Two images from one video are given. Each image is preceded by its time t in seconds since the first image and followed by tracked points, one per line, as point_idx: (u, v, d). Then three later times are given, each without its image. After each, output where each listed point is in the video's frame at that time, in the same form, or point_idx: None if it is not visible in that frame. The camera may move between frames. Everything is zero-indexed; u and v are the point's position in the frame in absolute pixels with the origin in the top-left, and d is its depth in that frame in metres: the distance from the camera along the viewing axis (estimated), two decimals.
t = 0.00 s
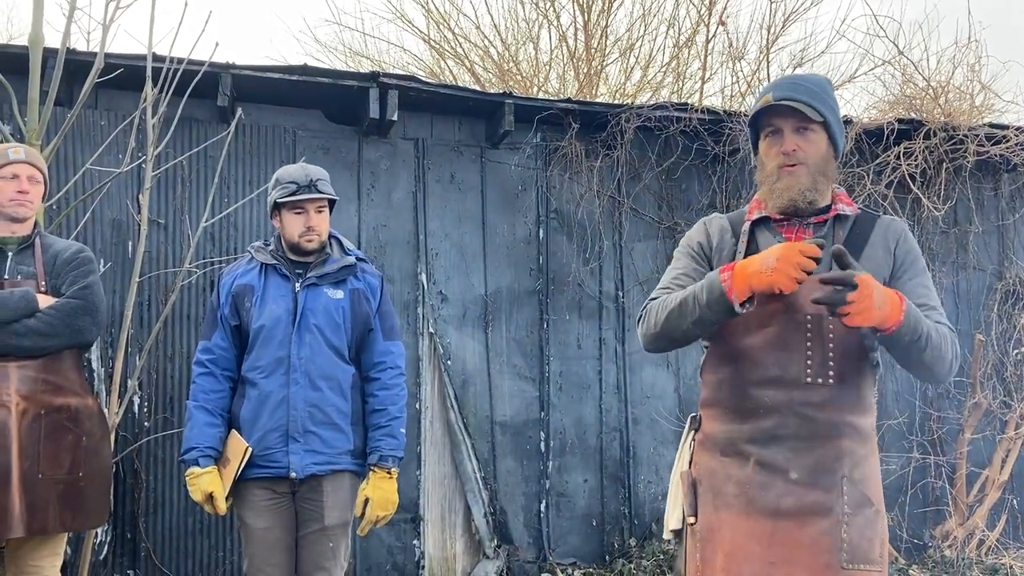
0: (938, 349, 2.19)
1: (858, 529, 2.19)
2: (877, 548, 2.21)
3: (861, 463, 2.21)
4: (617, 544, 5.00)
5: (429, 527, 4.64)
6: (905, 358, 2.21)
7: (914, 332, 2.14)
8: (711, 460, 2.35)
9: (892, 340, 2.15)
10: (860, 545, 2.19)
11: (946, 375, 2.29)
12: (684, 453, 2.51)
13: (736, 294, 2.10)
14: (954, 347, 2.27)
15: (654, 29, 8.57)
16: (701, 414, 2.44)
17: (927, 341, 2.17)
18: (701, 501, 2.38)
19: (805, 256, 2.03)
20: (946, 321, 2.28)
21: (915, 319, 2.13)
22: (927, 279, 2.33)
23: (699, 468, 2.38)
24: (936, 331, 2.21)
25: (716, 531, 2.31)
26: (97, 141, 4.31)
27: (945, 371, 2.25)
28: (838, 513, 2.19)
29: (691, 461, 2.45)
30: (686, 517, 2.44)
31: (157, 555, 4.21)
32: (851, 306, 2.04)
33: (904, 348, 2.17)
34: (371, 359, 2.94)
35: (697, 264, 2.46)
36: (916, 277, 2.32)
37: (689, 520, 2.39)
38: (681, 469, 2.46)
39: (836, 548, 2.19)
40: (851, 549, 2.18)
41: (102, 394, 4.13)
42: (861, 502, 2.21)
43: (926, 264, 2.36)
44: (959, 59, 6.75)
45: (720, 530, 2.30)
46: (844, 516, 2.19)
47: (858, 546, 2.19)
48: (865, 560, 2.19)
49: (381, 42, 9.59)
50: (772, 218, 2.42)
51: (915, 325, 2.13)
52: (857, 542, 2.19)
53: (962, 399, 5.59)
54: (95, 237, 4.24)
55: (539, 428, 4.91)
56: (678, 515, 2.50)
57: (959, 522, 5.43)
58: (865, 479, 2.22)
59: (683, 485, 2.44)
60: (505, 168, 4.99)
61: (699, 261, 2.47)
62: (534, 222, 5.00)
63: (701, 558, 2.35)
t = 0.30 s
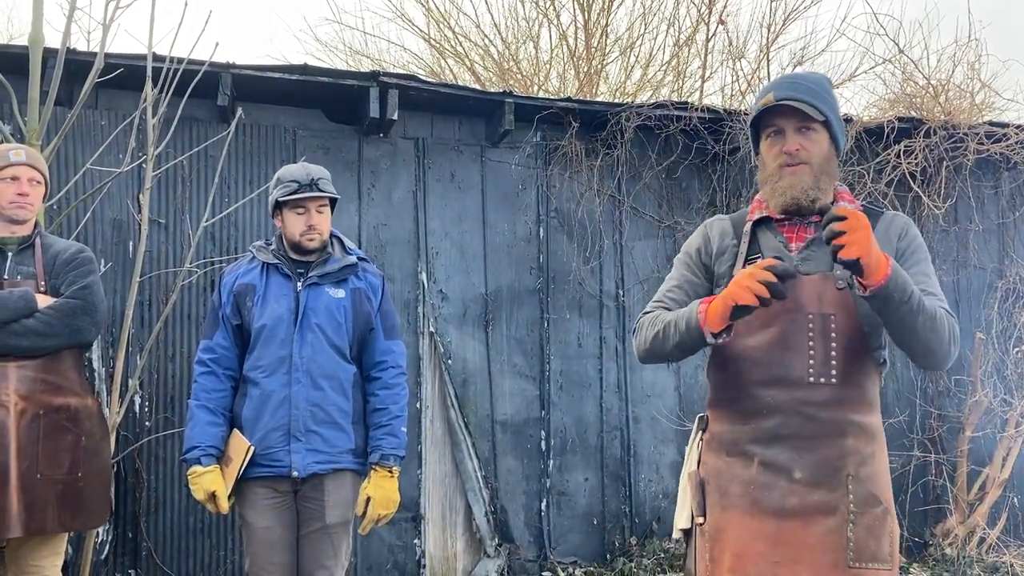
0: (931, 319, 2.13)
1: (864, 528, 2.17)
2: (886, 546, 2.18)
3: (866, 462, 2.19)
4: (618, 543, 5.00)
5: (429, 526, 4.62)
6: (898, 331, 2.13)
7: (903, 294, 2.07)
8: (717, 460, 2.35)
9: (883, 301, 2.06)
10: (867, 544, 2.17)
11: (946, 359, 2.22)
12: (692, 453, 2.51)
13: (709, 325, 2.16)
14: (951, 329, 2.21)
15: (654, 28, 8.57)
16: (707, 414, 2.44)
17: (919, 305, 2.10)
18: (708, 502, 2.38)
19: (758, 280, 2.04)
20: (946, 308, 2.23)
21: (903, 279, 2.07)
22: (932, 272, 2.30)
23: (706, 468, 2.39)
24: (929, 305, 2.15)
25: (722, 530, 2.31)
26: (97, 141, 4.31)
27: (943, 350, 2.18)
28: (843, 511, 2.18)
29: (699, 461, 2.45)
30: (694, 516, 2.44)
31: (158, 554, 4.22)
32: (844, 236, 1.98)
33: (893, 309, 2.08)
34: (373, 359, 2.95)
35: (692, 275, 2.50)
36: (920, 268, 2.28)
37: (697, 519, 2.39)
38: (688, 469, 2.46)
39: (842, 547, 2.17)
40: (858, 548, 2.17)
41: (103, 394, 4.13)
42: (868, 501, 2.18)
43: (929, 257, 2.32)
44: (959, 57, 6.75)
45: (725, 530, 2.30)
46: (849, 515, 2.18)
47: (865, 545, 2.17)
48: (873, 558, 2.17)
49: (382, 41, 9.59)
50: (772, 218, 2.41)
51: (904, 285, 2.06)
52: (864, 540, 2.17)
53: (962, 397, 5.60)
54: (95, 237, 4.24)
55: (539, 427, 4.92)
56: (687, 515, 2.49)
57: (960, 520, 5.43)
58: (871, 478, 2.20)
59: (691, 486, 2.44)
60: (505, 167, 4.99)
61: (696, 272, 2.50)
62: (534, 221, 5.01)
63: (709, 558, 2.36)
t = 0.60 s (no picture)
0: (931, 318, 2.10)
1: (865, 525, 2.17)
2: (889, 543, 2.17)
3: (867, 459, 2.19)
4: (617, 541, 5.01)
5: (429, 526, 4.63)
6: (895, 329, 2.12)
7: (897, 294, 2.06)
8: (718, 459, 2.35)
9: (875, 300, 2.07)
10: (868, 541, 2.17)
11: (952, 359, 2.19)
12: (695, 451, 2.51)
13: (702, 332, 2.21)
14: (959, 329, 2.18)
15: (653, 26, 8.57)
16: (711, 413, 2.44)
17: (915, 305, 2.09)
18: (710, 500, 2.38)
19: (742, 282, 2.14)
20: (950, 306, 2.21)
21: (899, 279, 2.06)
22: (934, 270, 2.29)
23: (708, 466, 2.39)
24: (930, 304, 2.13)
25: (724, 528, 2.31)
26: (97, 141, 4.31)
27: (947, 351, 2.16)
28: (844, 508, 2.18)
29: (702, 459, 2.44)
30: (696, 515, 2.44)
31: (158, 553, 4.22)
32: (826, 233, 2.06)
33: (888, 310, 2.08)
34: (372, 358, 2.94)
35: (696, 279, 2.52)
36: (921, 267, 2.27)
37: (699, 517, 2.40)
38: (691, 467, 2.46)
39: (842, 544, 2.17)
40: (859, 544, 2.17)
41: (103, 393, 4.13)
42: (869, 498, 2.18)
43: (933, 256, 2.31)
44: (958, 55, 6.75)
45: (727, 528, 2.31)
46: (850, 512, 2.18)
47: (866, 542, 2.17)
48: (874, 555, 2.17)
49: (381, 40, 9.58)
50: (771, 217, 2.42)
51: (898, 285, 2.05)
52: (864, 537, 2.17)
53: (962, 395, 5.61)
54: (95, 237, 4.24)
55: (539, 426, 4.92)
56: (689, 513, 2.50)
57: (960, 518, 5.42)
58: (873, 475, 2.19)
59: (693, 484, 2.45)
60: (505, 166, 4.99)
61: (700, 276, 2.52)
62: (533, 220, 5.01)
63: (711, 556, 2.36)
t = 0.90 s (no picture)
0: (927, 336, 2.14)
1: (868, 521, 2.17)
2: (891, 539, 2.18)
3: (869, 455, 2.19)
4: (618, 539, 5.01)
5: (430, 523, 4.60)
6: (892, 345, 2.16)
7: (893, 317, 2.10)
8: (721, 457, 2.36)
9: (872, 325, 2.11)
10: (871, 537, 2.17)
11: (951, 364, 2.22)
12: (697, 451, 2.51)
13: (688, 297, 2.26)
14: (957, 337, 2.21)
15: (653, 24, 8.57)
16: (712, 412, 2.45)
17: (913, 322, 2.12)
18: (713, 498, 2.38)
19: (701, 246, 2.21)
20: (948, 311, 2.22)
21: (895, 302, 2.10)
22: (930, 272, 2.29)
23: (710, 465, 2.40)
24: (928, 316, 2.16)
25: (727, 526, 2.32)
26: (97, 140, 4.31)
27: (945, 359, 2.19)
28: (847, 504, 2.18)
29: (704, 458, 2.46)
30: (698, 514, 2.45)
31: (159, 551, 4.23)
32: (817, 285, 2.09)
33: (883, 330, 2.12)
34: (373, 356, 2.95)
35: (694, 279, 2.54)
36: (917, 271, 2.28)
37: (702, 516, 2.41)
38: (693, 466, 2.47)
39: (847, 540, 2.17)
40: (862, 540, 2.17)
41: (103, 392, 4.14)
42: (872, 494, 2.18)
43: (928, 257, 2.32)
44: (958, 53, 6.75)
45: (731, 525, 2.31)
46: (854, 507, 2.18)
47: (870, 537, 2.17)
48: (879, 551, 2.17)
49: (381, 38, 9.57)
50: (769, 216, 2.43)
51: (894, 309, 2.10)
52: (868, 532, 2.17)
53: (961, 393, 5.62)
54: (95, 235, 4.25)
55: (539, 424, 4.93)
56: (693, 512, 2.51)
57: (960, 516, 5.42)
58: (874, 471, 2.20)
59: (695, 483, 2.46)
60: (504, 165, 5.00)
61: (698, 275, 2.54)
62: (533, 219, 5.01)
63: (715, 554, 2.36)
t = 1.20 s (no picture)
0: (926, 332, 2.14)
1: (869, 518, 2.17)
2: (892, 535, 2.17)
3: (869, 452, 2.19)
4: (618, 538, 5.02)
5: (430, 522, 4.60)
6: (891, 342, 2.16)
7: (892, 315, 2.10)
8: (721, 456, 2.36)
9: (871, 323, 2.11)
10: (872, 534, 2.17)
11: (949, 361, 2.22)
12: (696, 450, 2.52)
13: (691, 296, 2.27)
14: (955, 334, 2.20)
15: (653, 24, 8.57)
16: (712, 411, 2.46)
17: (911, 320, 2.12)
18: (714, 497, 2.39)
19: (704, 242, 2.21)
20: (946, 309, 2.22)
21: (893, 300, 2.10)
22: (927, 269, 2.29)
23: (710, 463, 2.41)
24: (926, 313, 2.16)
25: (728, 524, 2.32)
26: (98, 139, 4.31)
27: (943, 356, 2.19)
28: (847, 501, 2.18)
29: (704, 457, 2.46)
30: (698, 513, 2.45)
31: (160, 551, 4.23)
32: (819, 281, 2.08)
33: (884, 328, 2.12)
34: (376, 355, 2.95)
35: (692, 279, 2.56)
36: (914, 268, 2.28)
37: (702, 515, 2.41)
38: (693, 465, 2.48)
39: (847, 537, 2.17)
40: (863, 537, 2.17)
41: (104, 391, 4.14)
42: (872, 490, 2.18)
43: (926, 254, 2.32)
44: (958, 52, 6.75)
45: (732, 524, 2.31)
46: (854, 505, 2.18)
47: (870, 534, 2.16)
48: (879, 547, 2.16)
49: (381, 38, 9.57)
50: (767, 216, 2.43)
51: (893, 307, 2.10)
52: (869, 530, 2.17)
53: (962, 392, 5.62)
54: (96, 235, 4.25)
55: (540, 423, 4.93)
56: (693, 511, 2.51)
57: (960, 515, 5.42)
58: (874, 468, 2.19)
59: (695, 482, 2.46)
60: (505, 164, 5.00)
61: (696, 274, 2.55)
62: (534, 217, 5.02)
63: (716, 553, 2.37)
